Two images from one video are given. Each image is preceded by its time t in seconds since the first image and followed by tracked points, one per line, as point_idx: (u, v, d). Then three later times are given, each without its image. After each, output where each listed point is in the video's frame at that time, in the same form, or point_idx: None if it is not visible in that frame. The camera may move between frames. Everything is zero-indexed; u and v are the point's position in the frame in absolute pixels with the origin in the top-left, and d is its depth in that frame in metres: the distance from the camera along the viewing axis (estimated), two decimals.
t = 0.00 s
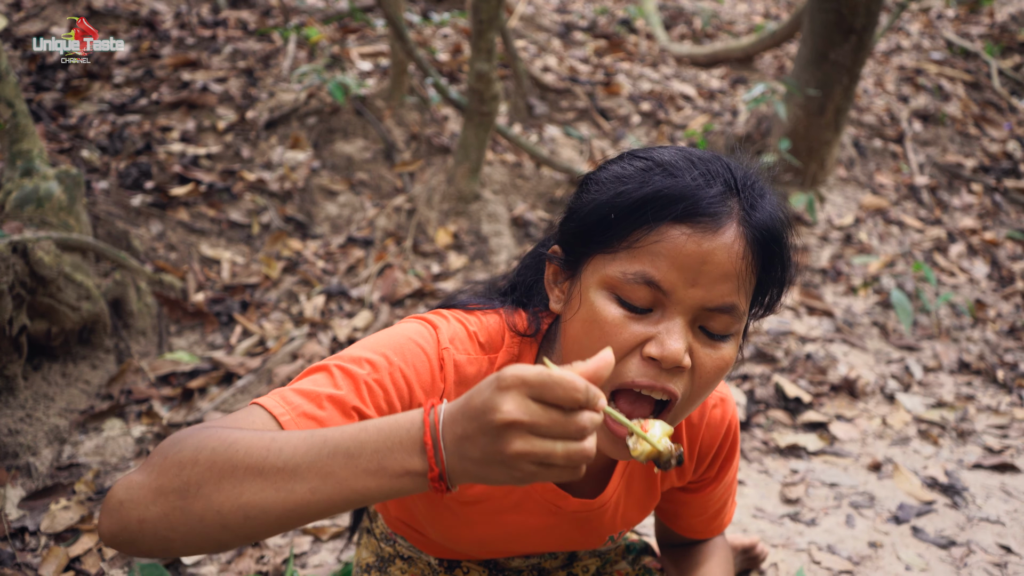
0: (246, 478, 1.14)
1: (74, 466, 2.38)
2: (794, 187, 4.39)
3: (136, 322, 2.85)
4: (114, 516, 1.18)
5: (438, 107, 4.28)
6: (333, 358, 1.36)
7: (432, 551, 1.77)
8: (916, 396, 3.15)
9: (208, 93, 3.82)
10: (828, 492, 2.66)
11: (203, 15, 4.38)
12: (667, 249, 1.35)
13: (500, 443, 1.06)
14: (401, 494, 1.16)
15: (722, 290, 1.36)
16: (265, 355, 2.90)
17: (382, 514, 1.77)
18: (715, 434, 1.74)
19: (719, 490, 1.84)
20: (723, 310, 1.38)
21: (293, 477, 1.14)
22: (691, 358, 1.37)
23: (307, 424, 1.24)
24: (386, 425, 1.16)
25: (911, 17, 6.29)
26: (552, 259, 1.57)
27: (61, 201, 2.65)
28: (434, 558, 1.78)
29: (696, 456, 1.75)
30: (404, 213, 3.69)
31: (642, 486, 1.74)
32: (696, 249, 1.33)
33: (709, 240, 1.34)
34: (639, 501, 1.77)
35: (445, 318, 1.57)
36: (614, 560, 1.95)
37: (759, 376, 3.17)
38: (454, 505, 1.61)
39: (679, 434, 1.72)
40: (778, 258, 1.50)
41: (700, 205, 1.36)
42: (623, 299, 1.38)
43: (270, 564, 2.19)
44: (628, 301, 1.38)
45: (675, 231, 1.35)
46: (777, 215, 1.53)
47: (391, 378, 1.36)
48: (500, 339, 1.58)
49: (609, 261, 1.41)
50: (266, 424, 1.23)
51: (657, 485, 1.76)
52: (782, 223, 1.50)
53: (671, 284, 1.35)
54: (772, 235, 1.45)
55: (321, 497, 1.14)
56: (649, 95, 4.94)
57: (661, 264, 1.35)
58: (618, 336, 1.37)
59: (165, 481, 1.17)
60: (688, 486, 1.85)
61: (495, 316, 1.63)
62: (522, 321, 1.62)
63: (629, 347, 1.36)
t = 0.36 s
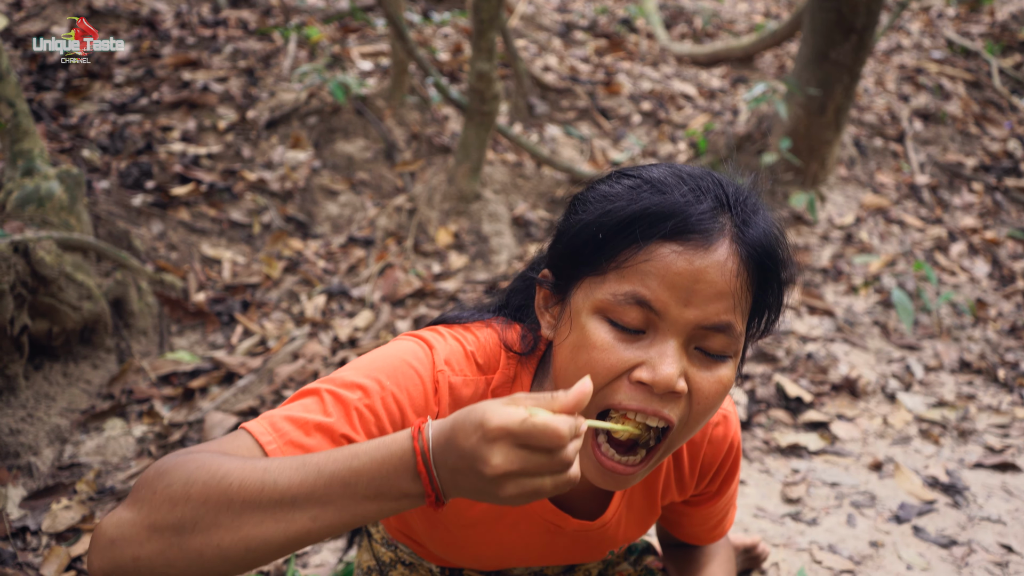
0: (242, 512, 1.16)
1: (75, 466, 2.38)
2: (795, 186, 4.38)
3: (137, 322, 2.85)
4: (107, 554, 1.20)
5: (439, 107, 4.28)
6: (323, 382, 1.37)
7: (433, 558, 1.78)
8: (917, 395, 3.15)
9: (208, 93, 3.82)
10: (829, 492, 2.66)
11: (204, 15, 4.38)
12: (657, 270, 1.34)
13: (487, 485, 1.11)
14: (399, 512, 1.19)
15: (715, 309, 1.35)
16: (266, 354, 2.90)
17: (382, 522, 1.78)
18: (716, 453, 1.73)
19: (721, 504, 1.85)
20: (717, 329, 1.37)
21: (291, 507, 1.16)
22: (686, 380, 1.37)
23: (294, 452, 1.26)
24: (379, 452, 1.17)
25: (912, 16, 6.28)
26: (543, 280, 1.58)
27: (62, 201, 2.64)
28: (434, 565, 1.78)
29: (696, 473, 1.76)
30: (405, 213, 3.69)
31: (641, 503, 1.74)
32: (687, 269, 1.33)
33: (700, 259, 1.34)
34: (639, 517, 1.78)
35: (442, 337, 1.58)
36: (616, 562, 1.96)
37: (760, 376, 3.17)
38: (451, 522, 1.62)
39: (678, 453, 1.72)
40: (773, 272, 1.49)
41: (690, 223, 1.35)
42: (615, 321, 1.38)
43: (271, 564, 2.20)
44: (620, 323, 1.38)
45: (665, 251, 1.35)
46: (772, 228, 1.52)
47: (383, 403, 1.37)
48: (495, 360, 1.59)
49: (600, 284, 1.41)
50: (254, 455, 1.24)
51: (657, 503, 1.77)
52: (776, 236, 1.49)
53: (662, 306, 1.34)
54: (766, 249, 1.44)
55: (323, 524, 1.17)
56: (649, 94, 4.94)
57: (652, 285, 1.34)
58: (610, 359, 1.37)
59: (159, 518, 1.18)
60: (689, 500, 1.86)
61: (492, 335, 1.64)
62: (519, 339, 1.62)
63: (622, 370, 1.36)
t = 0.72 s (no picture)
0: (242, 562, 1.31)
1: (74, 461, 2.39)
2: (794, 183, 4.38)
3: (136, 318, 2.86)
4: None
5: (437, 102, 4.28)
6: (316, 409, 1.45)
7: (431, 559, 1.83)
8: (915, 390, 3.16)
9: (207, 89, 3.82)
10: (827, 487, 2.67)
11: (203, 11, 4.38)
12: (646, 299, 1.36)
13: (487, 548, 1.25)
14: (388, 555, 1.36)
15: (705, 341, 1.36)
16: (265, 350, 2.91)
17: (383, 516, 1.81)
18: (716, 460, 1.76)
19: (720, 506, 1.87)
20: (706, 360, 1.37)
21: (288, 559, 1.31)
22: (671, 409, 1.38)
23: (287, 489, 1.37)
24: (369, 506, 1.31)
25: (912, 12, 6.27)
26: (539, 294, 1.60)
27: (61, 197, 2.65)
28: (433, 566, 1.84)
29: (695, 480, 1.77)
30: (404, 209, 3.70)
31: (640, 509, 1.77)
32: (677, 299, 1.34)
33: (691, 289, 1.34)
34: (638, 522, 1.80)
35: (436, 354, 1.63)
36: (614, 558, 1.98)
37: (759, 371, 3.17)
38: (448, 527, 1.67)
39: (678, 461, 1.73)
40: (772, 301, 1.48)
41: (683, 252, 1.36)
42: (604, 345, 1.40)
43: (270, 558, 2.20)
44: (608, 348, 1.40)
45: (657, 278, 1.36)
46: (774, 256, 1.51)
47: (375, 428, 1.45)
48: (486, 377, 1.65)
49: (590, 307, 1.43)
50: (247, 498, 1.35)
51: (656, 506, 1.77)
52: (778, 265, 1.48)
53: (650, 334, 1.35)
54: (764, 279, 1.43)
55: (317, 569, 1.34)
56: (648, 91, 4.94)
57: (641, 313, 1.36)
58: (597, 384, 1.39)
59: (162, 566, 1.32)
60: (688, 503, 1.87)
61: (487, 348, 1.69)
62: (515, 353, 1.68)
63: (609, 396, 1.39)
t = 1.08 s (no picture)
0: (230, 564, 1.36)
1: (72, 454, 2.40)
2: (790, 177, 4.39)
3: (133, 312, 2.87)
4: None
5: (434, 97, 4.29)
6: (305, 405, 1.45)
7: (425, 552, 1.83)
8: (909, 383, 3.18)
9: (203, 83, 3.82)
10: (821, 479, 2.69)
11: (199, 5, 4.37)
12: (624, 287, 1.37)
13: (471, 554, 1.29)
14: (375, 558, 1.39)
15: (681, 331, 1.37)
16: (262, 344, 2.92)
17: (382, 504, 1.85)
18: (708, 445, 1.79)
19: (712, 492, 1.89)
20: (683, 351, 1.38)
21: (276, 561, 1.35)
22: (645, 397, 1.39)
23: (281, 489, 1.39)
24: (353, 509, 1.34)
25: (909, 6, 6.26)
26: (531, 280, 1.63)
27: (57, 190, 2.65)
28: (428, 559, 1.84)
29: (689, 464, 1.80)
30: (400, 203, 3.70)
31: (632, 495, 1.79)
32: (653, 288, 1.35)
33: (668, 279, 1.35)
34: (631, 506, 1.82)
35: (428, 346, 1.64)
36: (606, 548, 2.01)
37: (754, 364, 3.19)
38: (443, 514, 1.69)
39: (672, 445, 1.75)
40: (755, 296, 1.48)
41: (661, 243, 1.37)
42: (583, 332, 1.43)
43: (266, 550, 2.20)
44: (586, 335, 1.42)
45: (635, 268, 1.37)
46: (761, 253, 1.50)
47: (367, 422, 1.46)
48: (478, 369, 1.65)
49: (572, 294, 1.45)
50: (239, 498, 1.38)
51: (650, 491, 1.79)
52: (761, 261, 1.48)
53: (626, 322, 1.37)
54: (744, 274, 1.43)
55: (304, 572, 1.39)
56: (644, 85, 4.94)
57: (618, 300, 1.38)
58: (574, 370, 1.42)
59: (154, 560, 1.38)
60: (680, 489, 1.90)
61: (479, 339, 1.70)
62: (507, 343, 1.69)
63: (585, 382, 1.41)
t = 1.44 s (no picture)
0: None
1: (65, 450, 2.40)
2: (783, 173, 4.41)
3: (126, 307, 2.87)
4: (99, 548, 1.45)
5: (428, 93, 4.28)
6: (286, 405, 1.42)
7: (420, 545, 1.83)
8: (900, 378, 3.21)
9: (197, 78, 3.81)
10: (813, 474, 2.71)
11: None
12: (629, 275, 1.34)
13: None
14: None
15: (689, 313, 1.35)
16: (256, 340, 2.92)
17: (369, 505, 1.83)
18: (698, 427, 1.79)
19: (705, 477, 1.88)
20: (691, 331, 1.38)
21: None
22: (657, 381, 1.39)
23: (249, 493, 1.38)
24: None
25: (902, 2, 6.27)
26: (517, 271, 1.56)
27: (51, 185, 2.64)
28: (423, 552, 1.84)
29: (681, 446, 1.79)
30: (394, 199, 3.71)
31: (624, 479, 1.78)
32: (660, 274, 1.33)
33: (673, 263, 1.33)
34: (625, 490, 1.81)
35: (412, 343, 1.58)
36: (600, 540, 2.02)
37: (746, 360, 3.22)
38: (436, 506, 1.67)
39: (664, 426, 1.75)
40: (750, 268, 1.48)
41: (662, 228, 1.34)
42: (589, 323, 1.39)
43: (260, 545, 2.20)
44: (594, 326, 1.38)
45: (638, 255, 1.34)
46: (749, 223, 1.50)
47: (347, 427, 1.42)
48: (464, 360, 1.60)
49: (574, 286, 1.40)
50: (216, 504, 1.38)
51: (643, 475, 1.79)
52: (754, 233, 1.47)
53: (634, 309, 1.35)
54: (741, 249, 1.42)
55: None
56: (638, 81, 4.94)
57: (624, 289, 1.35)
58: (584, 362, 1.38)
59: (124, 545, 1.39)
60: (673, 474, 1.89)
61: (466, 331, 1.65)
62: (495, 335, 1.65)
63: (596, 374, 1.37)
